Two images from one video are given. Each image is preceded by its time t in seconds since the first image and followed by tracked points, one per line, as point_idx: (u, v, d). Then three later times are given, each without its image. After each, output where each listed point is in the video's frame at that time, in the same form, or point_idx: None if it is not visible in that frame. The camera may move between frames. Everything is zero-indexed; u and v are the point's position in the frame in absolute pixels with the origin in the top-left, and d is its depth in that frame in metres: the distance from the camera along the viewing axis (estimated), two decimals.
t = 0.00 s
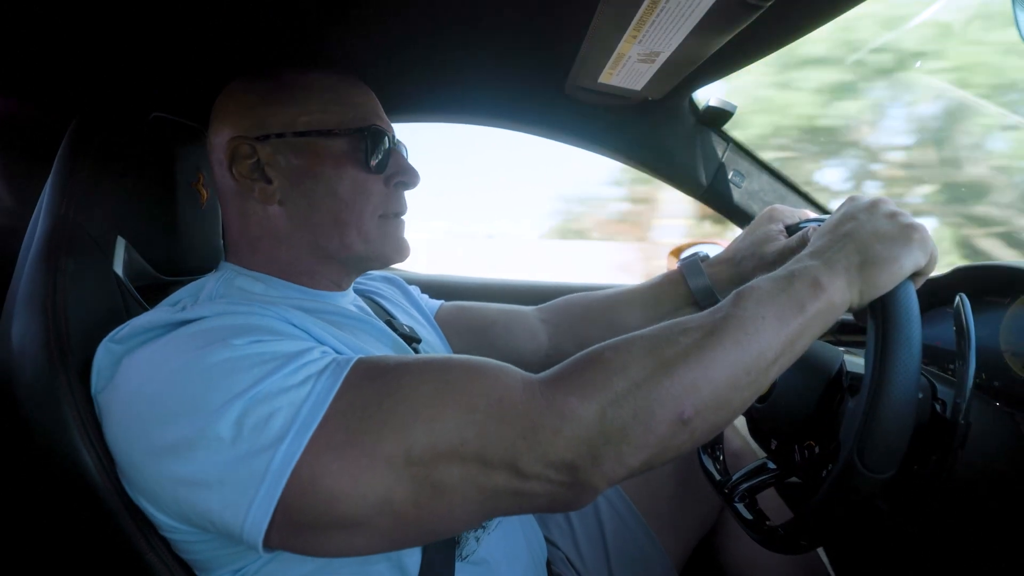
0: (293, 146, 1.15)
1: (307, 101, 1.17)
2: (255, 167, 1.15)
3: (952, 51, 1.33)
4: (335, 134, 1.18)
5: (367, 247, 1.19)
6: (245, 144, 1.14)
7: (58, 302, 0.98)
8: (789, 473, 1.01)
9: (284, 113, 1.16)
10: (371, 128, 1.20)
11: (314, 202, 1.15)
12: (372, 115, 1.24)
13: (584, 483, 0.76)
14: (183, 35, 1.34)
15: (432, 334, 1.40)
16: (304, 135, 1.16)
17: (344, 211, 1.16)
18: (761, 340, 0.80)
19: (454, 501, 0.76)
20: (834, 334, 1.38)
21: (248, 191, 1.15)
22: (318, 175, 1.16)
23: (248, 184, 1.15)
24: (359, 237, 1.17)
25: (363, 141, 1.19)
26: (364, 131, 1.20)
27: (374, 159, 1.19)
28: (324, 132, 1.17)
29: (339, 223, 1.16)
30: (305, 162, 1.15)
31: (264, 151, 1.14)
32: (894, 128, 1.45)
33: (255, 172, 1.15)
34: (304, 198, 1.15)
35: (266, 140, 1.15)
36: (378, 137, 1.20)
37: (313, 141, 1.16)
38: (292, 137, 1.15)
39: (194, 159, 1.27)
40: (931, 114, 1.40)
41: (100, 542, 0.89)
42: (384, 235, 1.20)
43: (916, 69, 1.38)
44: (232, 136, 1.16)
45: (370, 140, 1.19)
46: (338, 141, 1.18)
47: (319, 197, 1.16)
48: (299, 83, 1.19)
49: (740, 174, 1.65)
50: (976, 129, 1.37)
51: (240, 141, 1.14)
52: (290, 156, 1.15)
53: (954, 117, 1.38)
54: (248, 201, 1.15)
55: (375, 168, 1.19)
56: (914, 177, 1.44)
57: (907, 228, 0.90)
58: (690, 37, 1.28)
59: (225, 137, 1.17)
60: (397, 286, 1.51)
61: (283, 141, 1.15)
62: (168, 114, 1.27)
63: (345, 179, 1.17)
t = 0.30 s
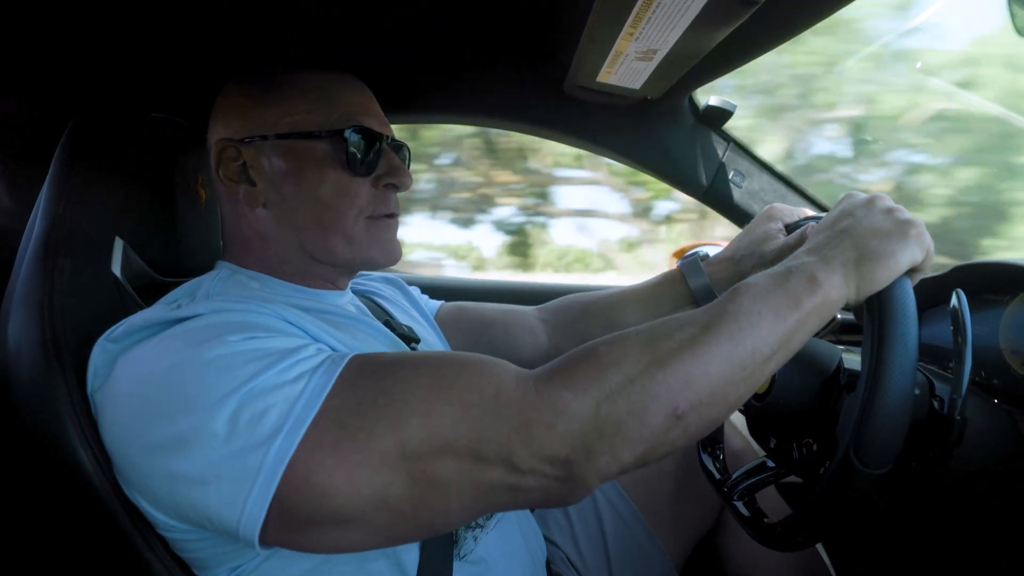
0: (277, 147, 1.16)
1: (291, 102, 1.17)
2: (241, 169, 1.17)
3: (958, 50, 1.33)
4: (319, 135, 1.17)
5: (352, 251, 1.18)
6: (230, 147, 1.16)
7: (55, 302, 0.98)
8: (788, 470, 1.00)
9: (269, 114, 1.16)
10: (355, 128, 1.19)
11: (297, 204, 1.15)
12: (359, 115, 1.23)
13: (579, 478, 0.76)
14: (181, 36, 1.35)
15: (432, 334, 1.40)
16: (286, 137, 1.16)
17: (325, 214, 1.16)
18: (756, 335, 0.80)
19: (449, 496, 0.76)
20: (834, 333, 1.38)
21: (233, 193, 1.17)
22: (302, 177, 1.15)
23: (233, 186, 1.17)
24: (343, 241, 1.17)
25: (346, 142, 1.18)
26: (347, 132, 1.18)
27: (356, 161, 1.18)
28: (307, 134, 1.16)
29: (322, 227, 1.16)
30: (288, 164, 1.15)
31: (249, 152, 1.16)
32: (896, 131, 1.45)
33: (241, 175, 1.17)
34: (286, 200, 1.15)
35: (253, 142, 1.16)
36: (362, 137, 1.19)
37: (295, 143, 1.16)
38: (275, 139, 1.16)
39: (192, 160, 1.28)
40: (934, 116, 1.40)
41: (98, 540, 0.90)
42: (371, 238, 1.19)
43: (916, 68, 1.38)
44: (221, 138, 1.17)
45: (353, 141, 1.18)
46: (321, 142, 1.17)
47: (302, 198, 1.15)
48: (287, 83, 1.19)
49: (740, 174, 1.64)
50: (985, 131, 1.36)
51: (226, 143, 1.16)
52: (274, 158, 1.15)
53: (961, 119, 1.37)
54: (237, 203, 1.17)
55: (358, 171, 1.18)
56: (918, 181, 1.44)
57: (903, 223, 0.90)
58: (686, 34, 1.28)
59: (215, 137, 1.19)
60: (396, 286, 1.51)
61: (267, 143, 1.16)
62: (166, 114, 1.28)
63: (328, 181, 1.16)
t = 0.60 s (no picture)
0: (289, 155, 1.14)
1: (307, 111, 1.15)
2: (252, 172, 1.16)
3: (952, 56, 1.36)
4: (332, 149, 1.15)
5: (354, 267, 1.17)
6: (243, 150, 1.15)
7: (51, 303, 0.98)
8: (786, 467, 1.01)
9: (284, 121, 1.15)
10: (372, 145, 1.16)
11: (305, 214, 1.14)
12: (376, 128, 1.20)
13: (576, 474, 0.76)
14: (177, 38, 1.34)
15: (430, 335, 1.40)
16: (300, 146, 1.14)
17: (333, 229, 1.14)
18: (753, 331, 0.80)
19: (447, 493, 0.76)
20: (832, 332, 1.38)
21: (243, 196, 1.17)
22: (311, 188, 1.13)
23: (242, 188, 1.16)
24: (347, 256, 1.16)
25: (360, 157, 1.15)
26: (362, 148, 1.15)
27: (367, 179, 1.15)
28: (319, 145, 1.14)
29: (328, 241, 1.15)
30: (299, 174, 1.14)
31: (261, 156, 1.15)
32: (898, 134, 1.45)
33: (251, 178, 1.16)
34: (295, 208, 1.14)
35: (266, 145, 1.15)
36: (376, 154, 1.16)
37: (308, 154, 1.14)
38: (288, 146, 1.14)
39: (188, 161, 1.27)
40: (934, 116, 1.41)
41: (95, 540, 0.90)
42: (375, 255, 1.19)
43: (914, 67, 1.40)
44: (235, 138, 1.17)
45: (367, 157, 1.15)
46: (333, 156, 1.14)
47: (310, 209, 1.14)
48: (305, 90, 1.17)
49: (739, 173, 1.65)
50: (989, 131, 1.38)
51: (240, 146, 1.15)
52: (285, 166, 1.14)
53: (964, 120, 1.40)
54: (246, 206, 1.18)
55: (369, 188, 1.16)
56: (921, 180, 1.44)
57: (900, 219, 0.90)
58: (683, 32, 1.29)
59: (229, 136, 1.19)
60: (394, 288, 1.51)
61: (279, 149, 1.14)
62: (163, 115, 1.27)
63: (337, 196, 1.14)
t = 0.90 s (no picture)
0: (293, 160, 1.15)
1: (313, 117, 1.15)
2: (255, 175, 1.16)
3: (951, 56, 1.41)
4: (335, 157, 1.15)
5: (354, 273, 1.18)
6: (247, 152, 1.16)
7: (50, 305, 0.99)
8: (783, 465, 1.01)
9: (289, 126, 1.15)
10: (376, 155, 1.16)
11: (306, 220, 1.15)
12: (381, 139, 1.20)
13: (574, 472, 0.76)
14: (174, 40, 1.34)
15: (428, 335, 1.41)
16: (304, 152, 1.14)
17: (335, 236, 1.15)
18: (749, 329, 0.80)
19: (446, 492, 0.76)
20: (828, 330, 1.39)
21: (244, 199, 1.17)
22: (313, 195, 1.14)
23: (245, 191, 1.17)
24: (347, 263, 1.17)
25: (362, 167, 1.16)
26: (366, 158, 1.15)
27: (369, 188, 1.16)
28: (322, 153, 1.14)
29: (328, 248, 1.15)
30: (301, 179, 1.14)
31: (265, 160, 1.15)
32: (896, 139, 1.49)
33: (254, 181, 1.16)
34: (297, 212, 1.15)
35: (270, 149, 1.15)
36: (379, 163, 1.16)
37: (312, 160, 1.14)
38: (291, 151, 1.15)
39: (187, 163, 1.27)
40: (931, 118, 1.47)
41: (95, 541, 0.90)
42: (375, 261, 1.19)
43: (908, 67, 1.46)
44: (239, 141, 1.17)
45: (370, 167, 1.15)
46: (336, 164, 1.15)
47: (312, 215, 1.15)
48: (312, 96, 1.17)
49: (735, 172, 1.65)
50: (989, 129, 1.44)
51: (243, 148, 1.16)
52: (288, 172, 1.14)
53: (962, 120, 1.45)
54: (248, 209, 1.18)
55: (370, 197, 1.16)
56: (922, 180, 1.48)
57: (893, 218, 0.91)
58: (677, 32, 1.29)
59: (235, 138, 1.19)
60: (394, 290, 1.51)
61: (283, 154, 1.15)
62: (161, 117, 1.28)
63: (339, 204, 1.15)
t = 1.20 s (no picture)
0: (291, 164, 1.16)
1: (309, 120, 1.17)
2: (252, 181, 1.18)
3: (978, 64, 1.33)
4: (334, 159, 1.17)
5: (356, 273, 1.20)
6: (244, 157, 1.17)
7: (53, 308, 1.00)
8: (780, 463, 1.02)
9: (286, 131, 1.16)
10: (373, 156, 1.18)
11: (306, 224, 1.17)
12: (377, 139, 1.22)
13: (571, 471, 0.77)
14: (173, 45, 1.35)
15: (427, 335, 1.42)
16: (302, 155, 1.16)
17: (336, 237, 1.18)
18: (742, 329, 0.81)
19: (444, 491, 0.77)
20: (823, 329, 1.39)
21: (243, 204, 1.19)
22: (313, 198, 1.16)
23: (244, 197, 1.18)
24: (350, 263, 1.19)
25: (362, 168, 1.18)
26: (364, 159, 1.18)
27: (369, 189, 1.18)
28: (321, 156, 1.16)
29: (330, 251, 1.18)
30: (301, 183, 1.16)
31: (262, 165, 1.16)
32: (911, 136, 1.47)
33: (252, 186, 1.18)
34: (298, 216, 1.17)
35: (266, 154, 1.16)
36: (377, 163, 1.18)
37: (310, 164, 1.16)
38: (289, 156, 1.16)
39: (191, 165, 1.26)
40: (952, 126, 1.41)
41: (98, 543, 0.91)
42: (376, 260, 1.22)
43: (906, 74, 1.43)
44: (233, 147, 1.18)
45: (369, 168, 1.18)
46: (335, 165, 1.17)
47: (312, 218, 1.17)
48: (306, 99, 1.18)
49: (731, 174, 1.66)
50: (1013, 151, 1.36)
51: (240, 153, 1.17)
52: (287, 175, 1.16)
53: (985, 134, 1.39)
54: (246, 213, 1.19)
55: (371, 197, 1.18)
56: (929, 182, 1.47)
57: (885, 217, 0.92)
58: (671, 36, 1.31)
59: (227, 144, 1.20)
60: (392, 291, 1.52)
61: (281, 158, 1.16)
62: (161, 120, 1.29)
63: (340, 206, 1.17)
